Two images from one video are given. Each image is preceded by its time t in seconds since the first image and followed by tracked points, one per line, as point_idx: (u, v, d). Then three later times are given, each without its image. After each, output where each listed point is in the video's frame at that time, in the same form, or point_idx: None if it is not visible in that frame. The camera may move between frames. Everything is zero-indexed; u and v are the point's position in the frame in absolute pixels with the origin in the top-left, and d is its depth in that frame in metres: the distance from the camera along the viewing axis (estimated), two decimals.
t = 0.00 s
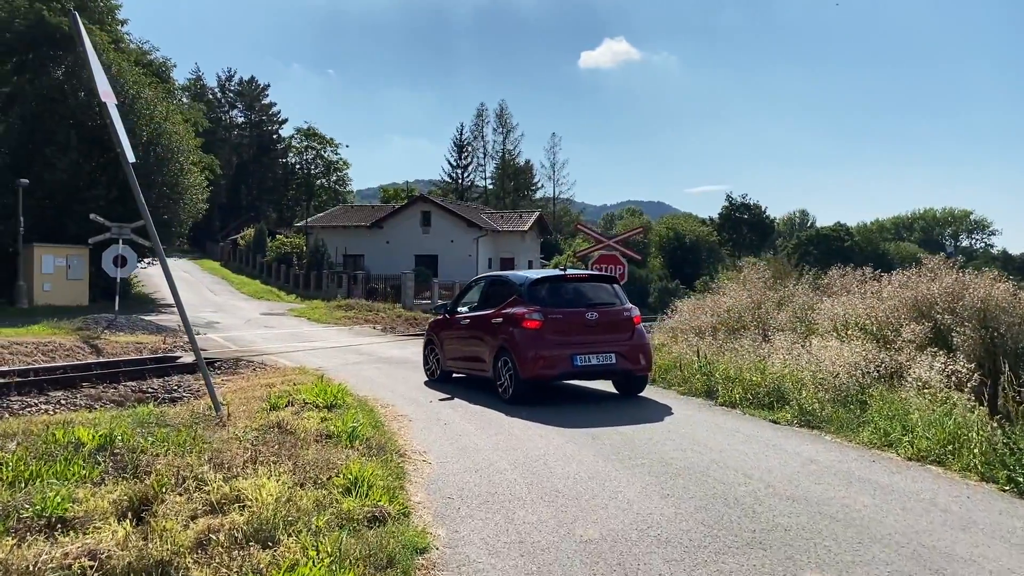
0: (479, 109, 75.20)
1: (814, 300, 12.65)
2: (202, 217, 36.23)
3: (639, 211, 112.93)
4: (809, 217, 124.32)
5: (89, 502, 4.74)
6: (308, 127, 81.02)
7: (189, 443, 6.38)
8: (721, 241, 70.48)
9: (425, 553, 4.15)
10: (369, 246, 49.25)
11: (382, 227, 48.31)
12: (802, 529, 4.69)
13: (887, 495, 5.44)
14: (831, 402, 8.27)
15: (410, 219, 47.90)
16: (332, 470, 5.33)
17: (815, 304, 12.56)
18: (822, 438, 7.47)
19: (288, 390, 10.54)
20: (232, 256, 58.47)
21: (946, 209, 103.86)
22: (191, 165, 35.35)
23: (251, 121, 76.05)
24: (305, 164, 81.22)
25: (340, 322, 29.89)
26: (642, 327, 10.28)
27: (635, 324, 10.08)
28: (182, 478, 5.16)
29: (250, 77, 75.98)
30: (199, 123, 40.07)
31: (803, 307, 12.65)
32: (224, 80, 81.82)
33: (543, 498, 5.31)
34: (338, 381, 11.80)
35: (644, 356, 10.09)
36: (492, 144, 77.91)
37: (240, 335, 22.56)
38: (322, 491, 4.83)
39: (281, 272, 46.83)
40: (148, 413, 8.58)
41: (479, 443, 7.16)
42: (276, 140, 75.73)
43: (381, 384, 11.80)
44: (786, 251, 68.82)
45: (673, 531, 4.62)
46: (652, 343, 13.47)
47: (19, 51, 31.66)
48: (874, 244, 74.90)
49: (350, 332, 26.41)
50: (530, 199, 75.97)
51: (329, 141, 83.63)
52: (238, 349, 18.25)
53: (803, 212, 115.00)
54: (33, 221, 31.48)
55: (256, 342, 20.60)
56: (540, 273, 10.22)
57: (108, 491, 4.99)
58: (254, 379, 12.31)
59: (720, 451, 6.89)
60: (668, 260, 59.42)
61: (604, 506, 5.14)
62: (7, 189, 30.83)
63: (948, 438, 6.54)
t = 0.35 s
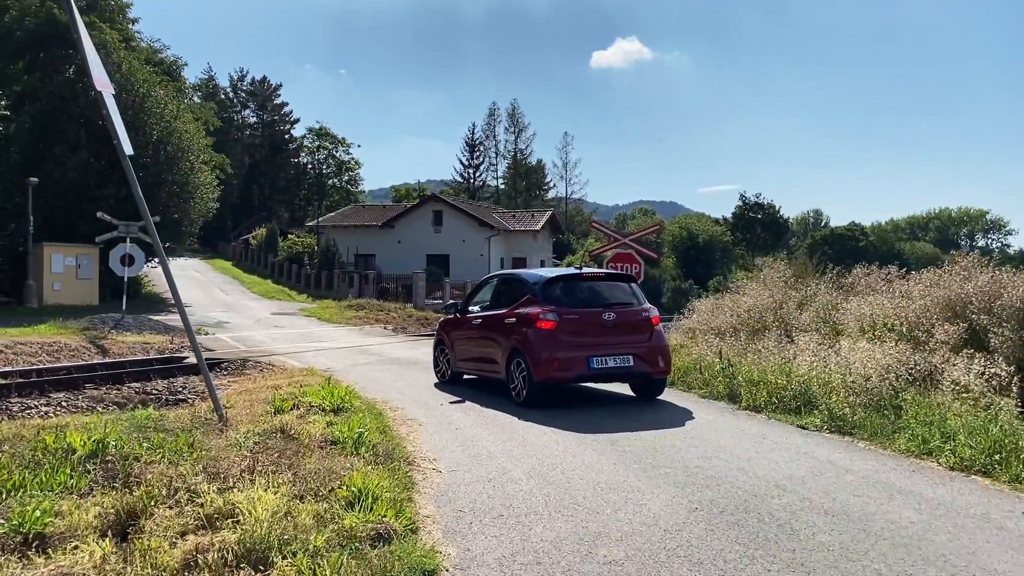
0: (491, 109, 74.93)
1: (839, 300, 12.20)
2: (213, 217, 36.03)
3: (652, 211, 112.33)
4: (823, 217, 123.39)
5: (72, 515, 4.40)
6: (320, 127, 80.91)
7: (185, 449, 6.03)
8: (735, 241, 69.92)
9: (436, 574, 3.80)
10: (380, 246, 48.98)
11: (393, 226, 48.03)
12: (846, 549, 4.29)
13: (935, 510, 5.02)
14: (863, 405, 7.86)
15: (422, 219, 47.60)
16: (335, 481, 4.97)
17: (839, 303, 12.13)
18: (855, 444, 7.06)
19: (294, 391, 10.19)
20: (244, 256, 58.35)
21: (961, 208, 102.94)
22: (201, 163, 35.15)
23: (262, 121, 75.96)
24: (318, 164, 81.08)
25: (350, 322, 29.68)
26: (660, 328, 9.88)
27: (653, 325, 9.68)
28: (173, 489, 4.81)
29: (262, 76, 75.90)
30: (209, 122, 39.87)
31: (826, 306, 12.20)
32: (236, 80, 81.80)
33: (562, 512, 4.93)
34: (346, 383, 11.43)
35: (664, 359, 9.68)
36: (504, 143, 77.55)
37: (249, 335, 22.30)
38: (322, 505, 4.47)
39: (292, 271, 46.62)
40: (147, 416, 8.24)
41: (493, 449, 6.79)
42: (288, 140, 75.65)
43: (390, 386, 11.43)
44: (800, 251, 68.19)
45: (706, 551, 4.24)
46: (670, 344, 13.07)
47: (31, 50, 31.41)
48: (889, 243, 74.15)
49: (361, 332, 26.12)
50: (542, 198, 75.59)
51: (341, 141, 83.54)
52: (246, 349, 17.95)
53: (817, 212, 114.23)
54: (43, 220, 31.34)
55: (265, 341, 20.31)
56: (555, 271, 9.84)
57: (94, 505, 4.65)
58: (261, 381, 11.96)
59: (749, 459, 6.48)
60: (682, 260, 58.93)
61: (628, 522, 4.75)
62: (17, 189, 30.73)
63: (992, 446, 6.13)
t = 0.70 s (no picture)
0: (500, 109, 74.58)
1: (859, 299, 11.80)
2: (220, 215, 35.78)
3: (660, 211, 111.73)
4: (833, 216, 122.45)
5: (48, 528, 4.07)
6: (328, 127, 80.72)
7: (176, 454, 5.68)
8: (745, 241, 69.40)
9: None
10: (388, 245, 48.69)
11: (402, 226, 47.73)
12: (891, 568, 3.92)
13: (981, 523, 4.62)
14: (891, 408, 7.47)
15: (430, 218, 47.29)
16: (332, 490, 4.62)
17: (861, 302, 11.72)
18: (886, 450, 6.67)
19: (297, 393, 9.84)
20: (252, 256, 58.16)
21: (973, 208, 102.12)
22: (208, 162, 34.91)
23: (271, 120, 75.77)
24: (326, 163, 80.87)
25: (358, 322, 29.37)
26: (675, 328, 9.50)
27: (669, 325, 9.30)
28: (158, 499, 4.46)
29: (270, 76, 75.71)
30: (217, 120, 39.63)
31: (846, 306, 11.80)
32: (245, 80, 81.66)
33: (578, 525, 4.56)
34: (351, 384, 11.08)
35: (680, 360, 9.30)
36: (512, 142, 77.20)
37: (256, 335, 21.98)
38: (317, 518, 4.12)
39: (300, 271, 46.37)
40: (143, 418, 7.89)
41: (502, 455, 6.42)
42: (296, 140, 75.44)
43: (396, 387, 11.09)
44: (811, 250, 67.63)
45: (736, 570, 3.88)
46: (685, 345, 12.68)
47: (37, 47, 30.69)
48: (901, 243, 73.50)
49: (368, 332, 25.79)
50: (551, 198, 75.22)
51: (350, 140, 83.35)
52: (251, 349, 17.64)
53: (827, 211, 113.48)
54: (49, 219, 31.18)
55: (271, 341, 19.99)
56: (566, 269, 9.47)
57: (72, 517, 4.30)
58: (263, 382, 11.61)
59: (776, 467, 6.09)
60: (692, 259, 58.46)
61: (649, 537, 4.37)
62: (24, 185, 30.59)
63: None
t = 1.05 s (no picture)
0: (507, 108, 74.33)
1: (880, 301, 11.40)
2: (226, 215, 35.53)
3: (668, 211, 111.15)
4: (842, 216, 121.78)
5: (14, 548, 3.74)
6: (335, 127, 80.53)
7: (162, 464, 5.34)
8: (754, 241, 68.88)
9: None
10: (395, 245, 48.38)
11: (408, 225, 47.43)
12: None
13: None
14: (919, 414, 7.06)
15: (437, 218, 46.96)
16: (325, 505, 4.27)
17: (882, 303, 11.33)
18: (917, 459, 6.30)
19: (296, 396, 9.52)
20: (259, 256, 57.98)
21: (983, 208, 101.29)
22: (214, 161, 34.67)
23: (278, 120, 75.57)
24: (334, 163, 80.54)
25: (363, 322, 29.07)
26: (689, 329, 9.11)
27: (683, 326, 8.93)
28: (137, 515, 4.11)
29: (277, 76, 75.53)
30: (223, 119, 39.39)
31: (866, 307, 11.40)
32: (252, 80, 81.51)
33: (593, 546, 4.20)
34: (353, 386, 10.76)
35: (695, 363, 8.93)
36: (520, 142, 76.83)
37: (260, 335, 21.68)
38: (310, 538, 3.79)
39: (307, 271, 46.12)
40: (135, 423, 7.56)
41: (511, 463, 6.06)
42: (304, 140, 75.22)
43: (401, 389, 10.76)
44: (820, 251, 67.05)
45: None
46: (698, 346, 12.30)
47: (42, 45, 30.29)
48: (911, 243, 72.83)
49: (374, 333, 25.50)
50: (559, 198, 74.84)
51: (357, 141, 83.07)
52: (254, 350, 17.34)
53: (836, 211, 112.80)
54: (54, 218, 30.99)
55: (275, 342, 19.70)
56: (576, 268, 9.10)
57: (42, 536, 3.96)
58: (264, 384, 11.27)
59: (802, 478, 5.72)
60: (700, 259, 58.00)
61: (671, 558, 4.02)
62: (28, 185, 30.42)
63: None
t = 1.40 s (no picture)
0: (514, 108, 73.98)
1: (903, 301, 10.98)
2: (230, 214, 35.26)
3: (675, 211, 110.62)
4: (850, 216, 121.02)
5: None
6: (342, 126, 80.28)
7: (145, 474, 4.97)
8: (763, 241, 68.32)
9: None
10: (402, 245, 48.06)
11: (415, 225, 47.10)
12: None
13: None
14: (953, 420, 6.66)
15: (444, 217, 46.62)
16: (317, 523, 3.90)
17: (904, 302, 10.92)
18: (953, 468, 5.90)
19: (296, 399, 9.16)
20: (265, 256, 57.77)
21: (992, 208, 100.42)
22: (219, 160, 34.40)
23: (284, 120, 75.35)
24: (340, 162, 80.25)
25: (369, 322, 28.74)
26: (699, 331, 8.73)
27: (693, 327, 8.54)
28: (110, 532, 3.74)
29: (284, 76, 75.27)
30: (228, 118, 39.12)
31: (887, 306, 10.99)
32: (259, 80, 81.33)
33: (612, 568, 3.83)
34: (356, 388, 10.39)
35: (705, 365, 8.54)
36: (527, 142, 76.44)
37: (264, 335, 21.36)
38: (298, 561, 3.43)
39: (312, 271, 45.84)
40: (124, 428, 7.20)
41: (521, 473, 5.68)
42: (310, 140, 75.02)
43: (405, 391, 10.39)
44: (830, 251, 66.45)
45: None
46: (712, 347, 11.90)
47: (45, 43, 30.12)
48: (922, 242, 72.15)
49: (379, 333, 25.14)
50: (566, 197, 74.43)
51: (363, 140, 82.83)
52: (257, 350, 17.01)
53: (844, 212, 112.05)
54: (56, 217, 30.75)
55: (279, 342, 19.36)
56: (583, 266, 8.72)
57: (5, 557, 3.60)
58: (263, 386, 10.90)
59: (832, 489, 5.33)
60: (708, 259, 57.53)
61: None
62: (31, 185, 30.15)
63: None
